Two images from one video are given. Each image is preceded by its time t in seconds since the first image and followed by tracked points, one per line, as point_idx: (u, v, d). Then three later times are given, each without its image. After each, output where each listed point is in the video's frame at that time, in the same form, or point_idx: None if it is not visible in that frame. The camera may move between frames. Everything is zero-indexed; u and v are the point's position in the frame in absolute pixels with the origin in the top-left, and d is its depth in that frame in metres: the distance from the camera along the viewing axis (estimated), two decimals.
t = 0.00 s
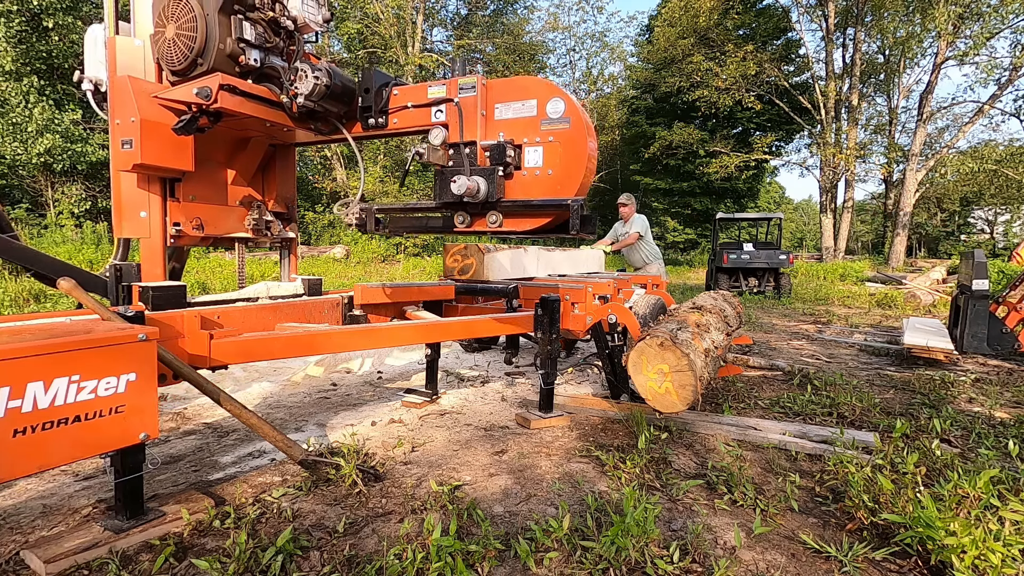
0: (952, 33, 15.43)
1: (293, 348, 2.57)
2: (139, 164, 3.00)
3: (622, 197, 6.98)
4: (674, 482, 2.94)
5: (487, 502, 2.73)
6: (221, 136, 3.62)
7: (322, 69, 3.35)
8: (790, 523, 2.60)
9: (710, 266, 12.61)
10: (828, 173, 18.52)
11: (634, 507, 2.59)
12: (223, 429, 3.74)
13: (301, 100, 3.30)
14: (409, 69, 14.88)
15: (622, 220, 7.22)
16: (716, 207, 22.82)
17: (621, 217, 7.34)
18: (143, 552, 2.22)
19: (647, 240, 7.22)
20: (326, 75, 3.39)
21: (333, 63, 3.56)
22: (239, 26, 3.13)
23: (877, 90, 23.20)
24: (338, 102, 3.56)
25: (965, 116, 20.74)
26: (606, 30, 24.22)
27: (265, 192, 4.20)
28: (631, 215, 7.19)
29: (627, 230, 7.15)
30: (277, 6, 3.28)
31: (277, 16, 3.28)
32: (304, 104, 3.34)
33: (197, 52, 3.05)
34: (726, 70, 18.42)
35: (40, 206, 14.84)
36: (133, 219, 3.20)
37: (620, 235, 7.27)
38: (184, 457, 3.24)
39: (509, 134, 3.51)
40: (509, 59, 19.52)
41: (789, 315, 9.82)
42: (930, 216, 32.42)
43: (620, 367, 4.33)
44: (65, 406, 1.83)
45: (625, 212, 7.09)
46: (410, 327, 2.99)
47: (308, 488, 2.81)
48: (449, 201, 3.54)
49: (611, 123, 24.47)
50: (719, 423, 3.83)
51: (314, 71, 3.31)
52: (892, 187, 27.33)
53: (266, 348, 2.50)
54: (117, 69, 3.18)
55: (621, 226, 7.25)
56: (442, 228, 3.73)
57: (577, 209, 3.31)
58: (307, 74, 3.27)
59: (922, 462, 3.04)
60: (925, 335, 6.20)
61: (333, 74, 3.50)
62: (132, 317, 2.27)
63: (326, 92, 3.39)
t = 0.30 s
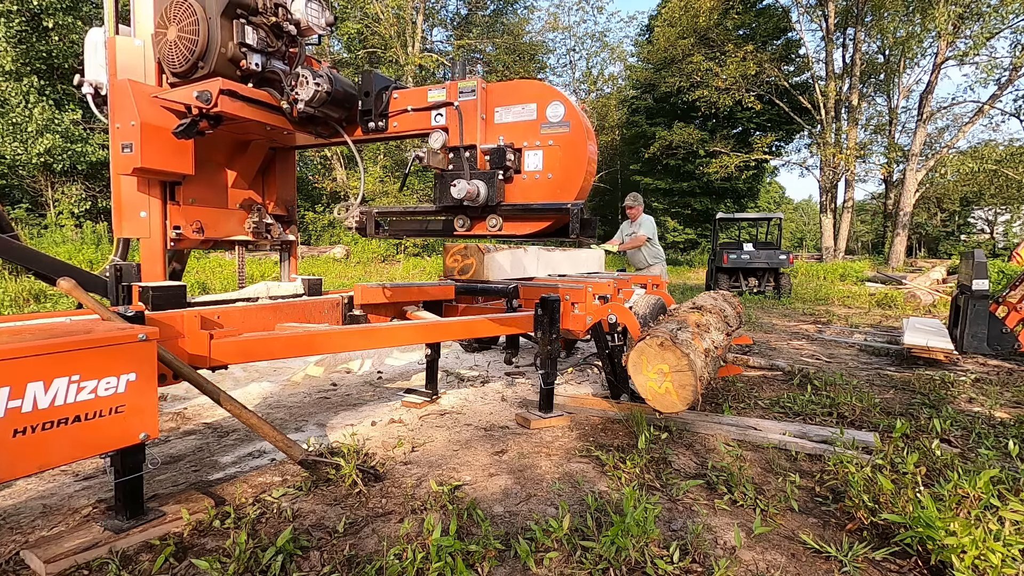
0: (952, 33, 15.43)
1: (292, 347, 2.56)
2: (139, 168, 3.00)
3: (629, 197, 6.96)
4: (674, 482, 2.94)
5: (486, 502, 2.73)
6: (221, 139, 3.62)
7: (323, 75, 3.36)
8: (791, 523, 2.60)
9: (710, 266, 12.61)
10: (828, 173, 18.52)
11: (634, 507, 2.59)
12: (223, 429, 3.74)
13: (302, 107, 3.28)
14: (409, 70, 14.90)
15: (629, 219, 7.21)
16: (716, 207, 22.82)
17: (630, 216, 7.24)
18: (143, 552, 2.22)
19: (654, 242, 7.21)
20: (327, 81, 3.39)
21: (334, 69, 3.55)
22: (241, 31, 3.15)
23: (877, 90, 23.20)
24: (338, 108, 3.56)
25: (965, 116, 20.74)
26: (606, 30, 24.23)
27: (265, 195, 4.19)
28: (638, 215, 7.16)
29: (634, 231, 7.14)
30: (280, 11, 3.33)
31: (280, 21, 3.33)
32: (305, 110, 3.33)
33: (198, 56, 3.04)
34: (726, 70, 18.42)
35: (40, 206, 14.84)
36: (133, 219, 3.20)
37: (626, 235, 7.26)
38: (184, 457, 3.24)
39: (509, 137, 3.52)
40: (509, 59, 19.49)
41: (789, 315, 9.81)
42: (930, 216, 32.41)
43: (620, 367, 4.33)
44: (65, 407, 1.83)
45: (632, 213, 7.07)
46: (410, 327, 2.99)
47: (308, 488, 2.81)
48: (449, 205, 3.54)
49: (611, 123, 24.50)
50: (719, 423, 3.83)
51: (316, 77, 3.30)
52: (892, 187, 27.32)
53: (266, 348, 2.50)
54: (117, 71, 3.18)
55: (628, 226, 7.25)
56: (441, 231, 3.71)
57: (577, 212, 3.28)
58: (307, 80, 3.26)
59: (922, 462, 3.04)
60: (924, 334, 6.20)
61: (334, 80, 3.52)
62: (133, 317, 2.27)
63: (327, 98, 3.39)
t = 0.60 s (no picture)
0: (952, 33, 15.42)
1: (293, 348, 2.56)
2: (139, 172, 3.00)
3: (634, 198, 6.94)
4: (674, 482, 2.94)
5: (487, 502, 2.73)
6: (221, 141, 3.62)
7: (323, 79, 3.37)
8: (791, 523, 2.60)
9: (710, 266, 12.61)
10: (828, 173, 18.52)
11: (634, 507, 2.59)
12: (223, 429, 3.74)
13: (301, 111, 3.29)
14: (409, 70, 14.90)
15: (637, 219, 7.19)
16: (716, 207, 22.83)
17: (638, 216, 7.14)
18: (143, 552, 2.22)
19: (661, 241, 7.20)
20: (327, 86, 3.39)
21: (335, 74, 3.55)
22: (242, 35, 3.14)
23: (877, 90, 23.20)
24: (338, 112, 3.56)
25: (965, 116, 20.72)
26: (607, 30, 24.23)
27: (265, 198, 4.18)
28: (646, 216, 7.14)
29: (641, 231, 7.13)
30: (281, 14, 3.29)
31: (281, 25, 3.29)
32: (304, 115, 3.34)
33: (199, 59, 3.06)
34: (726, 70, 18.42)
35: (40, 206, 14.84)
36: (133, 219, 3.25)
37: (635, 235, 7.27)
38: (183, 457, 3.23)
39: (509, 141, 3.51)
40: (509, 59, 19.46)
41: (789, 315, 9.81)
42: (930, 216, 32.39)
43: (620, 367, 4.33)
44: (65, 407, 1.83)
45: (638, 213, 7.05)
46: (410, 326, 2.99)
47: (308, 488, 2.81)
48: (449, 209, 3.54)
49: (611, 123, 24.51)
50: (719, 423, 3.83)
51: (316, 83, 3.32)
52: (892, 188, 27.33)
53: (266, 348, 2.50)
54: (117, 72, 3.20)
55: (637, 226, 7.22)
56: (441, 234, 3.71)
57: (578, 216, 3.24)
58: (308, 85, 3.28)
59: (922, 462, 3.04)
60: (924, 334, 6.20)
61: (334, 84, 3.52)
62: (132, 317, 2.26)
63: (327, 102, 3.39)
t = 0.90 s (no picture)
0: (952, 33, 15.41)
1: (293, 348, 2.56)
2: (142, 175, 3.07)
3: (644, 198, 6.80)
4: (674, 482, 2.94)
5: (487, 502, 2.73)
6: (224, 145, 3.64)
7: (326, 83, 3.38)
8: (791, 523, 2.60)
9: (710, 266, 12.60)
10: (828, 173, 18.52)
11: (634, 507, 2.59)
12: (223, 429, 3.74)
13: (303, 116, 3.32)
14: (409, 70, 14.92)
15: (647, 219, 7.08)
16: (716, 207, 22.82)
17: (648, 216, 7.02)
18: (143, 552, 2.22)
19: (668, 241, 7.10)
20: (330, 90, 3.40)
21: (337, 78, 3.57)
22: (245, 40, 3.20)
23: (877, 90, 23.19)
24: (340, 116, 3.56)
25: (965, 116, 20.71)
26: (607, 30, 24.24)
27: (267, 201, 4.18)
28: (657, 216, 7.02)
29: (651, 232, 7.01)
30: (284, 19, 3.41)
31: (283, 30, 3.40)
32: (307, 119, 3.37)
33: (202, 64, 3.12)
34: (726, 70, 18.43)
35: (40, 206, 14.84)
36: (136, 220, 3.31)
37: (644, 236, 7.15)
38: (184, 457, 3.24)
39: (509, 146, 3.49)
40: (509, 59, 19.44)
41: (789, 315, 9.81)
42: (930, 216, 32.38)
43: (620, 367, 4.33)
44: (65, 407, 1.83)
45: (649, 213, 6.93)
46: (410, 327, 2.99)
47: (308, 488, 2.81)
48: (450, 212, 3.53)
49: (611, 123, 24.52)
50: (719, 423, 3.83)
51: (318, 87, 3.33)
52: (892, 188, 27.33)
53: (266, 348, 2.50)
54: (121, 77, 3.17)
55: (647, 226, 7.10)
56: (443, 238, 3.70)
57: (578, 220, 3.24)
58: (310, 90, 3.30)
59: (922, 462, 3.04)
60: (924, 334, 6.20)
61: (336, 89, 3.52)
62: (133, 317, 2.25)
63: (329, 106, 3.40)
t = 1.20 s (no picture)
0: (952, 33, 15.41)
1: (293, 348, 2.56)
2: (159, 181, 3.36)
3: (651, 198, 6.80)
4: (674, 482, 2.94)
5: (487, 502, 2.73)
6: (238, 153, 3.96)
7: (337, 92, 3.64)
8: (791, 523, 2.60)
9: (710, 266, 12.61)
10: (828, 173, 18.52)
11: (634, 507, 2.59)
12: (223, 429, 3.74)
13: (317, 123, 3.61)
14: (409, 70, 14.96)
15: (654, 219, 7.05)
16: (716, 207, 22.81)
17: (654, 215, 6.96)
18: (143, 552, 2.22)
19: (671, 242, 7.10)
20: (342, 99, 3.66)
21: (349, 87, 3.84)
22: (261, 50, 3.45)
23: (877, 90, 23.19)
24: (352, 124, 3.80)
25: (965, 116, 20.70)
26: (607, 30, 24.26)
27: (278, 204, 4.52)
28: (664, 216, 7.00)
29: (657, 232, 7.00)
30: (297, 30, 3.68)
31: (297, 41, 3.67)
32: (320, 126, 3.65)
33: (220, 74, 3.42)
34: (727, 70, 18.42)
35: (39, 206, 14.82)
36: (153, 221, 3.61)
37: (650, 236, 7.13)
38: (184, 457, 3.24)
39: (517, 152, 3.61)
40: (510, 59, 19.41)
41: (789, 315, 9.82)
42: (930, 216, 32.36)
43: (620, 367, 4.33)
44: (65, 407, 1.83)
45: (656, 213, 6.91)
46: (409, 327, 2.99)
47: (308, 488, 2.81)
48: (460, 217, 3.60)
49: (611, 123, 24.52)
50: (719, 423, 3.83)
51: (331, 96, 3.61)
52: (892, 188, 27.32)
53: (266, 349, 2.50)
54: (138, 81, 3.49)
55: (653, 226, 7.08)
56: (450, 242, 3.72)
57: (584, 224, 3.29)
58: (324, 99, 3.58)
59: (922, 462, 3.04)
60: (924, 334, 6.20)
61: (348, 97, 3.78)
62: (132, 317, 2.25)
63: (341, 115, 3.66)
